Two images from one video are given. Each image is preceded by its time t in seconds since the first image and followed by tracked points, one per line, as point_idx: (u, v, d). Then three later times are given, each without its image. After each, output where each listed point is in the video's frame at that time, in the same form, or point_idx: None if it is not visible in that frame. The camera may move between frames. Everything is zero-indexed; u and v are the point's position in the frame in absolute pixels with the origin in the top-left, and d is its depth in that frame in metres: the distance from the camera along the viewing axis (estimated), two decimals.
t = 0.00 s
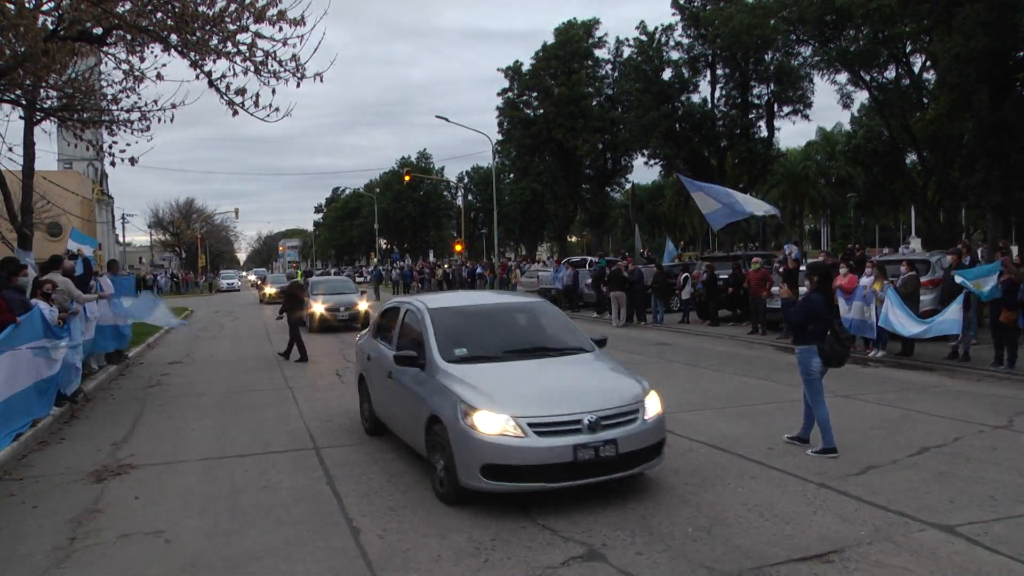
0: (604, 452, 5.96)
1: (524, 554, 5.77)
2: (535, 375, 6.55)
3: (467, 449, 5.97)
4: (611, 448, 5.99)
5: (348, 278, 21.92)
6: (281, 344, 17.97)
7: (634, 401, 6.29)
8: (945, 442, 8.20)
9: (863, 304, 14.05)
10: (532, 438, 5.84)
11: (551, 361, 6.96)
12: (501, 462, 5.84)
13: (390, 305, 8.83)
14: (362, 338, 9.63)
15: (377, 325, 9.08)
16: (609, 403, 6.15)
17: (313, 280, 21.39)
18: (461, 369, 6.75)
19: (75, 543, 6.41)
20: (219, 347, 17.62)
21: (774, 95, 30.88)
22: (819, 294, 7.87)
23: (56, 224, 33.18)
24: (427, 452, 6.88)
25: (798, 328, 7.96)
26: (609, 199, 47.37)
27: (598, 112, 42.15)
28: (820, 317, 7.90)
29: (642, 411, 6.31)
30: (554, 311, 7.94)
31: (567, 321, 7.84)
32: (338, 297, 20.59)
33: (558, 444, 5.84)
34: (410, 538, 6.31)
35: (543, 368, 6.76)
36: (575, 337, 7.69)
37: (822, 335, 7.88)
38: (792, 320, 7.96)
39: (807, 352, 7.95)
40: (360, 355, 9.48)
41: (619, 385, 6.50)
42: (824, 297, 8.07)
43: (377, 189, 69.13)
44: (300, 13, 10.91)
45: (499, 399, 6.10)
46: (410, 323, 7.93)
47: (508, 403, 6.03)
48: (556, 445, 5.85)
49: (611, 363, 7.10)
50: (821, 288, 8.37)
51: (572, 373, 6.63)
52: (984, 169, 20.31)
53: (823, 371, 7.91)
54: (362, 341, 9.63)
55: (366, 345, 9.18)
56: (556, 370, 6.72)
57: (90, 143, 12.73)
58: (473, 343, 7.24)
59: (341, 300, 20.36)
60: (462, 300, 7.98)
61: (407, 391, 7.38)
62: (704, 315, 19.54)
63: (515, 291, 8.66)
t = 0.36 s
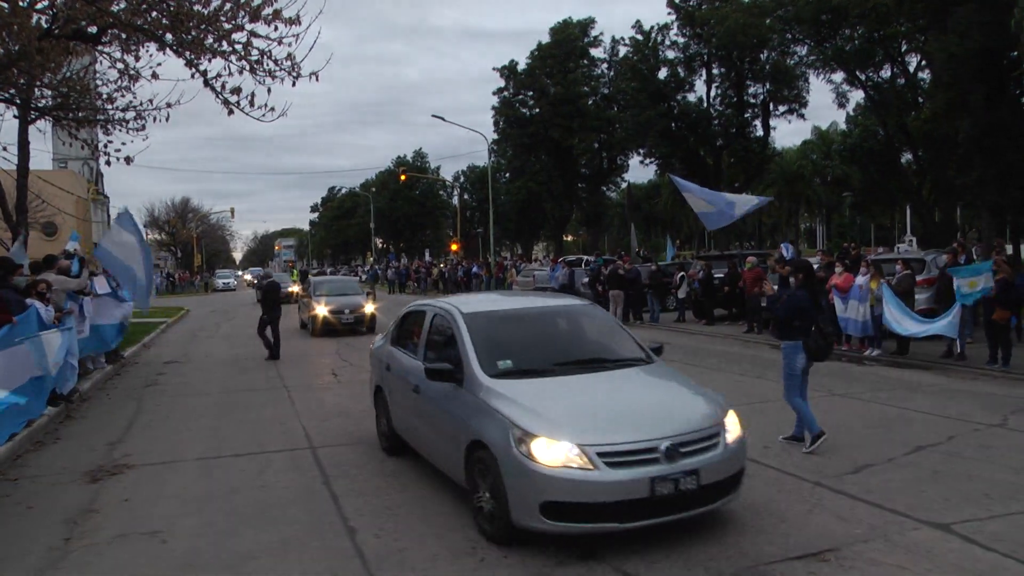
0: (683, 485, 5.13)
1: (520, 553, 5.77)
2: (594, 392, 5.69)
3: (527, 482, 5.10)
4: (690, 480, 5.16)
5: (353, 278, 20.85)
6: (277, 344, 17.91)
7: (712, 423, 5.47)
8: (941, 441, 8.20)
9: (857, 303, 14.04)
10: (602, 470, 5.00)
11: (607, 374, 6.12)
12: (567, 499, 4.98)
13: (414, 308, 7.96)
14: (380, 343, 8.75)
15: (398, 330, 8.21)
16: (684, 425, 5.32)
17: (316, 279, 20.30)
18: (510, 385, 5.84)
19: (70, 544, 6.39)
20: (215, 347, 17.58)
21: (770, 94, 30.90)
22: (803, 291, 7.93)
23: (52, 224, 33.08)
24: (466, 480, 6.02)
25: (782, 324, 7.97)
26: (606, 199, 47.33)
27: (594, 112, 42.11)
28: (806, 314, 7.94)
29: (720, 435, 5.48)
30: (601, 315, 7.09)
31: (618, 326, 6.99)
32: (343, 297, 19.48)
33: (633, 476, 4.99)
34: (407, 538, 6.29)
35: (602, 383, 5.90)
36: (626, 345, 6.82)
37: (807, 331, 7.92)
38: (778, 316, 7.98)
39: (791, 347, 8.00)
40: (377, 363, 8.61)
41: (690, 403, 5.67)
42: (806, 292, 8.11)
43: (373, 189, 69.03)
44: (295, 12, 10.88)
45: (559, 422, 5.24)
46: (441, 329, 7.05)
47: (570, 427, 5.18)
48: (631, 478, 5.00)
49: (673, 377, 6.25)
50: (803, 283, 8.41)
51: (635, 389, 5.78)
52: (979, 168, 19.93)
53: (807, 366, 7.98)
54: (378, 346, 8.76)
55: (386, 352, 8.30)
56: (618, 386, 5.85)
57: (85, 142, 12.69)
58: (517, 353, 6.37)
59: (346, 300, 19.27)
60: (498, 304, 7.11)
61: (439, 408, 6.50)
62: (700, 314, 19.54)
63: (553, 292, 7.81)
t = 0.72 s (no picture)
0: (798, 528, 4.12)
1: (515, 553, 5.78)
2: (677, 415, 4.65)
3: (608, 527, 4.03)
4: (805, 523, 4.14)
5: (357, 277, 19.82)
6: (272, 343, 17.86)
7: (821, 451, 4.46)
8: (936, 441, 8.21)
9: (853, 303, 14.03)
10: (705, 515, 3.94)
11: (687, 392, 5.08)
12: (662, 548, 3.93)
13: (445, 313, 6.91)
14: (402, 352, 7.71)
15: (425, 337, 7.16)
16: (797, 455, 4.30)
17: (319, 280, 19.23)
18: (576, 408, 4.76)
19: (66, 543, 6.40)
20: (211, 347, 17.55)
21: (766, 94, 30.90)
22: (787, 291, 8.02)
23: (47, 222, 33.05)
24: (519, 520, 4.94)
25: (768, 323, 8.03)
26: (601, 198, 47.28)
27: (590, 111, 42.12)
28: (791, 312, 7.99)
29: (831, 466, 4.47)
30: (666, 321, 6.06)
31: (687, 334, 5.97)
32: (347, 298, 18.44)
33: (742, 519, 3.96)
34: (403, 537, 6.29)
35: (688, 403, 4.84)
36: (696, 355, 5.78)
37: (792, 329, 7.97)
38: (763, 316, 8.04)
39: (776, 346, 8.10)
40: (398, 375, 7.57)
41: (795, 427, 4.64)
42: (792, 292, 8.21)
43: (370, 188, 68.98)
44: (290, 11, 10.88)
45: (648, 454, 4.18)
46: (481, 337, 5.99)
47: (659, 457, 4.14)
48: (739, 522, 3.96)
49: (759, 394, 5.22)
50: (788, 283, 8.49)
51: (728, 411, 4.74)
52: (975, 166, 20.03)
53: (791, 364, 8.03)
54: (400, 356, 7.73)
55: (410, 363, 7.25)
56: (704, 407, 4.82)
57: (80, 142, 12.66)
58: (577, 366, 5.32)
59: (352, 301, 18.23)
60: (546, 307, 6.06)
61: (483, 432, 5.43)
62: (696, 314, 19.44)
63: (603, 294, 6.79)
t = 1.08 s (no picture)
0: None
1: (511, 551, 5.80)
2: (797, 448, 3.77)
3: None
4: None
5: (363, 278, 18.90)
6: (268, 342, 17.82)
7: (982, 498, 3.56)
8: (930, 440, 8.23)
9: (850, 304, 14.06)
10: None
11: (799, 417, 4.20)
12: None
13: (490, 317, 5.99)
14: (434, 361, 6.80)
15: (465, 345, 6.24)
16: (958, 503, 3.42)
17: (324, 281, 18.23)
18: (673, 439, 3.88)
19: (63, 541, 6.40)
20: (208, 345, 17.54)
21: (763, 92, 30.90)
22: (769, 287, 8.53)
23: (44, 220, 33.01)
24: (599, 574, 4.05)
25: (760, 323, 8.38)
26: (599, 197, 47.25)
27: (587, 110, 42.11)
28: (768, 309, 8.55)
29: (993, 515, 3.58)
30: (755, 330, 5.19)
31: (780, 346, 5.10)
32: (354, 299, 17.48)
33: None
34: (400, 536, 6.29)
35: (810, 434, 3.96)
36: (794, 372, 4.87)
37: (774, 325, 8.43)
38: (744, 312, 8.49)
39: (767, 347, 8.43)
40: (429, 387, 6.66)
41: (939, 463, 3.78)
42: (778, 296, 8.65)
43: (367, 186, 68.88)
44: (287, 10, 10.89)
45: (783, 504, 3.31)
46: (542, 346, 5.08)
47: (791, 509, 3.27)
48: None
49: (882, 422, 4.32)
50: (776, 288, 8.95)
51: (862, 443, 3.87)
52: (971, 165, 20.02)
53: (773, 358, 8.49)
54: (431, 365, 6.82)
55: (447, 373, 6.34)
56: (822, 435, 3.95)
57: (77, 139, 12.65)
58: (665, 385, 4.43)
59: (359, 302, 17.26)
60: (616, 311, 5.16)
61: (550, 462, 4.54)
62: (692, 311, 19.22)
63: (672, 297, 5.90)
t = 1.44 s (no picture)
0: None
1: (510, 550, 5.83)
2: (966, 493, 2.94)
3: None
4: None
5: (374, 276, 17.59)
6: (267, 340, 17.81)
7: None
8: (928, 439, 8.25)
9: (850, 303, 14.12)
10: None
11: (950, 451, 3.36)
12: None
13: (545, 325, 5.11)
14: (475, 375, 5.91)
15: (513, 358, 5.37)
16: None
17: (332, 281, 16.93)
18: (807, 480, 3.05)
19: (60, 540, 6.38)
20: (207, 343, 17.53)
21: (762, 91, 30.90)
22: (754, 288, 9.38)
23: (41, 219, 32.97)
24: None
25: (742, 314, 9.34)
26: (598, 195, 47.24)
27: (586, 108, 42.11)
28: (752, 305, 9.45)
29: None
30: (860, 339, 4.33)
31: (905, 363, 4.23)
32: (365, 300, 16.18)
33: None
34: (399, 535, 6.29)
35: (974, 472, 3.13)
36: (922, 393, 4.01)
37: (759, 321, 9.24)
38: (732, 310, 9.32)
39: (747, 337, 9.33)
40: (471, 405, 5.78)
41: None
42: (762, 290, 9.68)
43: (365, 184, 68.84)
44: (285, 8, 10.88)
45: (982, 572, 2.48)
46: (616, 360, 4.21)
47: None
48: None
49: None
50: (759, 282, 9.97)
51: None
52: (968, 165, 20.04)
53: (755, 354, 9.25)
54: (471, 380, 5.93)
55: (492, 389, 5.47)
56: (983, 473, 3.13)
57: (75, 137, 12.62)
58: (783, 408, 3.57)
59: (371, 303, 15.98)
60: (704, 317, 4.30)
61: (634, 503, 3.67)
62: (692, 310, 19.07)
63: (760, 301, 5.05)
